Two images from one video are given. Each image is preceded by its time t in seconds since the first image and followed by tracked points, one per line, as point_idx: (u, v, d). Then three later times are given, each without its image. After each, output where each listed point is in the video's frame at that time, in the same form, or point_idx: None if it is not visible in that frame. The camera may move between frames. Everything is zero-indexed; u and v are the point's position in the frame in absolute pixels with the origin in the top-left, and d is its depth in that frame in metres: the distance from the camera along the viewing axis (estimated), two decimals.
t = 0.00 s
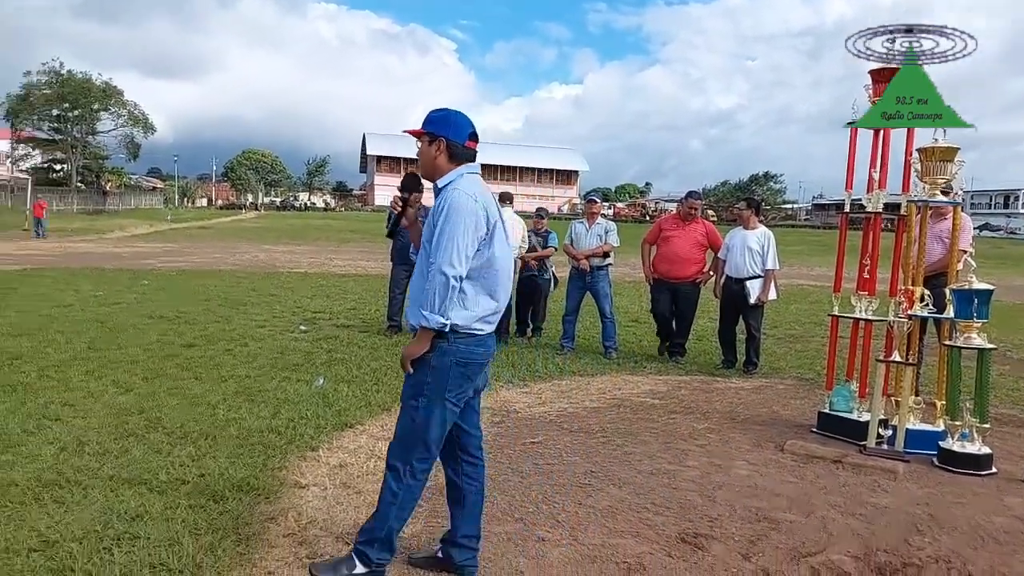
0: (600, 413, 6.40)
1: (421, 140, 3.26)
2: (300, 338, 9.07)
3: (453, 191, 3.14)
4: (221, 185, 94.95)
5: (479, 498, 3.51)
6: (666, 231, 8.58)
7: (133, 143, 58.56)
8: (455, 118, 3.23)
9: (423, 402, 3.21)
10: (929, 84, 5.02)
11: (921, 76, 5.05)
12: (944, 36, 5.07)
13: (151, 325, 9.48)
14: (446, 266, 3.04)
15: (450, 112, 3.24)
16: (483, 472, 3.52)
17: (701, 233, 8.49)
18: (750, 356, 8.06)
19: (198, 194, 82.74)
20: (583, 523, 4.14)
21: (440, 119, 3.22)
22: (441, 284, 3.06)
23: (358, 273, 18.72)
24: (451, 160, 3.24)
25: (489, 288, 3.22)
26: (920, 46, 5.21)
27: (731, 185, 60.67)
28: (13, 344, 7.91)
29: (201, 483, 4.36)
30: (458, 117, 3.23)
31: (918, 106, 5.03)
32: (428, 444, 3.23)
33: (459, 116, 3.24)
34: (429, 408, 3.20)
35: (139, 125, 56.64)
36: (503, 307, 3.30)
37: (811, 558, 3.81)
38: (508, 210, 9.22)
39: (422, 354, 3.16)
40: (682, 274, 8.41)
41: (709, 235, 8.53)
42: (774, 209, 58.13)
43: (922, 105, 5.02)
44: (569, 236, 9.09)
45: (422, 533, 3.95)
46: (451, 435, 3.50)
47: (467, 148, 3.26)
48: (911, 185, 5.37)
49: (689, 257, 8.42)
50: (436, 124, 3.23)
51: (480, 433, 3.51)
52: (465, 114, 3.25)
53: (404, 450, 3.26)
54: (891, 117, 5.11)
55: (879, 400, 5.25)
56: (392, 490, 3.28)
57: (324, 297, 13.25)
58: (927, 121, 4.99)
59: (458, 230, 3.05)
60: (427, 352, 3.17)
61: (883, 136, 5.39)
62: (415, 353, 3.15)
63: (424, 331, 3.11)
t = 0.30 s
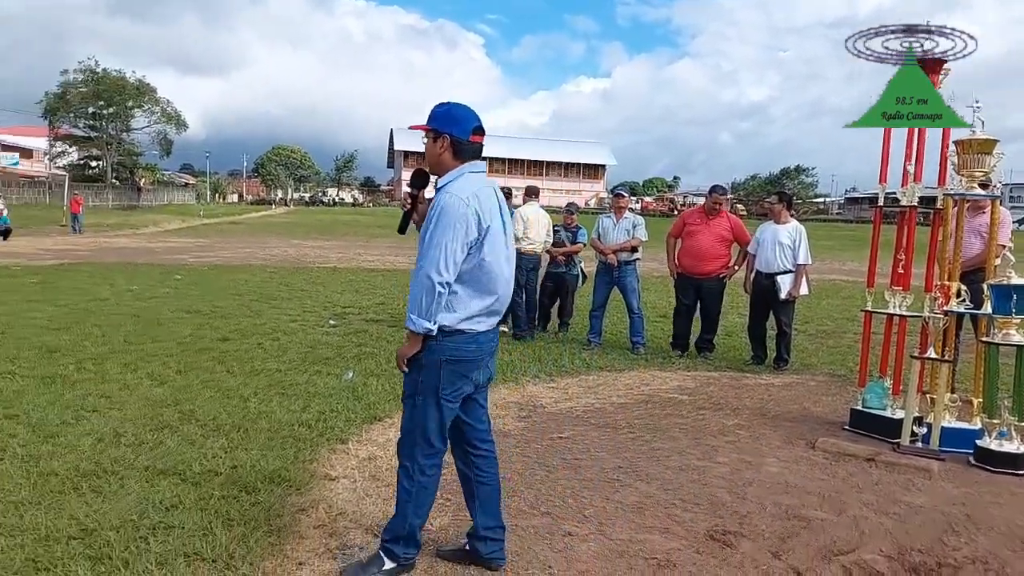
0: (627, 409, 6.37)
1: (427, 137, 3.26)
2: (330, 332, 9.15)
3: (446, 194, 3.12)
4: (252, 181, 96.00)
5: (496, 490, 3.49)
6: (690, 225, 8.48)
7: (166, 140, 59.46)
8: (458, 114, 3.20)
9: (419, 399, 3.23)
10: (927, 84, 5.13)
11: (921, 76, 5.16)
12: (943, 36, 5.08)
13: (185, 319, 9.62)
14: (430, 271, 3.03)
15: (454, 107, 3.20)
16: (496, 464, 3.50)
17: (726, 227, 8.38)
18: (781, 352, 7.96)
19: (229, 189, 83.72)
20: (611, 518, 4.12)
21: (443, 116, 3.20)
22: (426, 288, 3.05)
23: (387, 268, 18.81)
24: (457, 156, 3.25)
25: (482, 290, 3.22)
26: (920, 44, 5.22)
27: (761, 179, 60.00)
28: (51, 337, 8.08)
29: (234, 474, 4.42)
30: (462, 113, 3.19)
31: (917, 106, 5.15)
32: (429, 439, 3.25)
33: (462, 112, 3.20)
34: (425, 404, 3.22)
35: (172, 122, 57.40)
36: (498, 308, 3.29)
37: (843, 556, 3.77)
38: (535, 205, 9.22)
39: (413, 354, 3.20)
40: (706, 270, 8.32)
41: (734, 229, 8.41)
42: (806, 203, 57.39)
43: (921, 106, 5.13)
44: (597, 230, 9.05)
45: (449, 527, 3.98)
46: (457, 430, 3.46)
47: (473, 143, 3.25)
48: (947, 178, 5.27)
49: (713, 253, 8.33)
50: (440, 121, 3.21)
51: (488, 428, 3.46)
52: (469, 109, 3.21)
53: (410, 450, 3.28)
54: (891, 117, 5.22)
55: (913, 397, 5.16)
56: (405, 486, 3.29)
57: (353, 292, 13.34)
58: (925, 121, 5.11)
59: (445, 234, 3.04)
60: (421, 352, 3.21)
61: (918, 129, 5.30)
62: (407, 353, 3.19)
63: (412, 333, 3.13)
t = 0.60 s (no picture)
0: (640, 412, 6.34)
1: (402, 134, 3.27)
2: (345, 329, 9.17)
3: (411, 203, 3.10)
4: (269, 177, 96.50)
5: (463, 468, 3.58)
6: (699, 227, 8.44)
7: (186, 136, 59.88)
8: (432, 110, 3.19)
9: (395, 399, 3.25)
10: (927, 85, 5.04)
11: (923, 77, 5.07)
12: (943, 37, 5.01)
13: (202, 315, 9.67)
14: (388, 281, 3.02)
15: (427, 104, 3.20)
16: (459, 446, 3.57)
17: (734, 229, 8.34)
18: (796, 358, 7.90)
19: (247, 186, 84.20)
20: (622, 523, 4.10)
21: (417, 113, 3.19)
22: (383, 298, 3.04)
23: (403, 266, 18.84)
24: (431, 156, 3.25)
25: (450, 296, 3.21)
26: (920, 45, 5.12)
27: (778, 183, 59.63)
28: (70, 330, 8.15)
29: (248, 470, 4.43)
30: (434, 109, 3.18)
31: (917, 107, 5.07)
32: (415, 437, 3.27)
33: (434, 108, 3.19)
34: (399, 403, 3.24)
35: (193, 119, 57.74)
36: (469, 311, 3.30)
37: (858, 567, 3.72)
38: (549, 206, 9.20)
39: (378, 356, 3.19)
40: (715, 272, 8.28)
41: (741, 231, 8.37)
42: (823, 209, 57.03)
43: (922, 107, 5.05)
44: (612, 232, 9.02)
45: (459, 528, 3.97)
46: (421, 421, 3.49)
47: (447, 141, 3.24)
48: (968, 186, 5.20)
49: (722, 255, 8.28)
50: (417, 117, 3.21)
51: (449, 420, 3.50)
52: (442, 106, 3.20)
53: (398, 449, 3.30)
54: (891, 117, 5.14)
55: (931, 406, 5.10)
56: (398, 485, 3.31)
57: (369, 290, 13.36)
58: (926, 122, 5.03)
59: (404, 245, 3.03)
60: (390, 353, 3.23)
61: (939, 136, 5.23)
62: (372, 356, 3.17)
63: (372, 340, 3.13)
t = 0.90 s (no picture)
0: (665, 414, 6.30)
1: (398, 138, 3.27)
2: (370, 332, 9.22)
3: (418, 211, 3.09)
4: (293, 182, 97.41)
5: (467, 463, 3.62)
6: (718, 227, 8.36)
7: (212, 142, 60.58)
8: (425, 113, 3.19)
9: (406, 401, 3.27)
10: (925, 85, 5.11)
11: (923, 77, 5.12)
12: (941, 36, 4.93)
13: (230, 319, 9.77)
14: (402, 292, 3.01)
15: (420, 107, 3.20)
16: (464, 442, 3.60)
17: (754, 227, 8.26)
18: (824, 358, 7.82)
19: (272, 191, 85.02)
20: (648, 524, 4.08)
21: (411, 118, 3.20)
22: (397, 308, 3.03)
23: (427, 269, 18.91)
24: (427, 158, 3.26)
25: (457, 299, 3.23)
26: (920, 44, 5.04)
27: (804, 181, 59.03)
28: (101, 334, 8.28)
29: (275, 472, 4.48)
30: (427, 113, 3.18)
31: (916, 107, 5.14)
32: (428, 438, 3.29)
33: (427, 112, 3.19)
34: (411, 406, 3.26)
35: (219, 125, 58.39)
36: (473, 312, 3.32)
37: (890, 569, 3.67)
38: (570, 207, 9.19)
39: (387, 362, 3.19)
40: (740, 271, 8.20)
41: (761, 229, 8.31)
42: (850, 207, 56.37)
43: (918, 106, 5.12)
44: (635, 233, 8.98)
45: (485, 529, 3.98)
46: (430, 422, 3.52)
47: (443, 144, 3.24)
48: (999, 181, 5.11)
49: (745, 253, 8.20)
50: (411, 120, 3.21)
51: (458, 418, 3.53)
52: (435, 109, 3.19)
53: (413, 451, 3.32)
54: (889, 118, 5.19)
55: (964, 406, 5.02)
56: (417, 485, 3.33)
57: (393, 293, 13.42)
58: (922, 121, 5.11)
59: (416, 255, 3.01)
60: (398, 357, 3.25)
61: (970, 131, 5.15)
62: (381, 362, 3.17)
63: (384, 348, 3.11)
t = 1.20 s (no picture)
0: (672, 415, 6.28)
1: (393, 142, 3.26)
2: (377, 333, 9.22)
3: (430, 210, 3.09)
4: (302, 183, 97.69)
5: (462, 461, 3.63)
6: (723, 228, 8.32)
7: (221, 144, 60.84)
8: (422, 117, 3.20)
9: (411, 398, 3.25)
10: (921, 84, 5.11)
11: (922, 77, 5.11)
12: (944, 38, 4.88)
13: (238, 320, 9.79)
14: (422, 289, 2.99)
15: (416, 111, 3.21)
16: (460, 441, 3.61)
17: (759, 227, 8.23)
18: (833, 359, 7.78)
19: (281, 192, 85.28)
20: (655, 527, 4.06)
21: (407, 121, 3.20)
22: (416, 306, 3.00)
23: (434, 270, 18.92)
24: (424, 161, 3.25)
25: (461, 296, 3.25)
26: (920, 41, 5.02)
27: (814, 180, 58.82)
28: (111, 335, 8.32)
29: (283, 472, 4.48)
30: (424, 116, 3.19)
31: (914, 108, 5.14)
32: (432, 436, 3.28)
33: (423, 115, 3.20)
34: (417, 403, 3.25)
35: (228, 127, 58.58)
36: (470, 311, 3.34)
37: (899, 573, 3.64)
38: (578, 207, 9.18)
39: (392, 365, 3.18)
40: (747, 272, 8.17)
41: (766, 229, 8.28)
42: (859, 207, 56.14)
43: (919, 107, 5.10)
44: (643, 234, 8.95)
45: (492, 531, 3.97)
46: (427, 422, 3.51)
47: (440, 147, 3.26)
48: (1010, 181, 5.08)
49: (751, 254, 8.17)
50: (405, 124, 3.21)
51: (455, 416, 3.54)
52: (431, 112, 3.21)
53: (415, 450, 3.30)
54: (890, 119, 5.17)
55: (974, 408, 5.00)
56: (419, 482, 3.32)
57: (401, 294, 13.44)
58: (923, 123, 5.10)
59: (435, 252, 3.01)
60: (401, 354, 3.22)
61: (979, 130, 5.11)
62: (385, 365, 3.16)
63: (394, 347, 3.08)
